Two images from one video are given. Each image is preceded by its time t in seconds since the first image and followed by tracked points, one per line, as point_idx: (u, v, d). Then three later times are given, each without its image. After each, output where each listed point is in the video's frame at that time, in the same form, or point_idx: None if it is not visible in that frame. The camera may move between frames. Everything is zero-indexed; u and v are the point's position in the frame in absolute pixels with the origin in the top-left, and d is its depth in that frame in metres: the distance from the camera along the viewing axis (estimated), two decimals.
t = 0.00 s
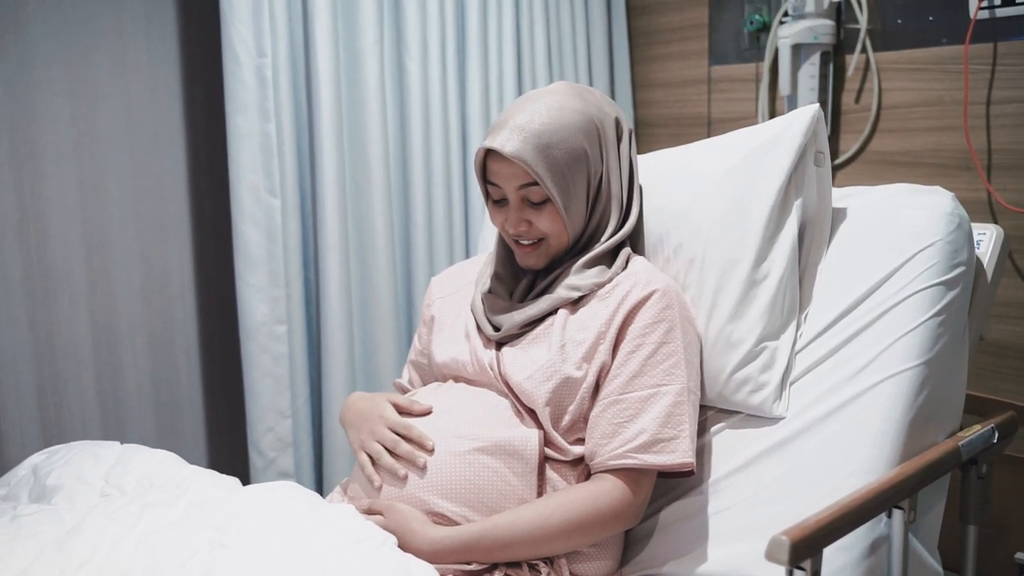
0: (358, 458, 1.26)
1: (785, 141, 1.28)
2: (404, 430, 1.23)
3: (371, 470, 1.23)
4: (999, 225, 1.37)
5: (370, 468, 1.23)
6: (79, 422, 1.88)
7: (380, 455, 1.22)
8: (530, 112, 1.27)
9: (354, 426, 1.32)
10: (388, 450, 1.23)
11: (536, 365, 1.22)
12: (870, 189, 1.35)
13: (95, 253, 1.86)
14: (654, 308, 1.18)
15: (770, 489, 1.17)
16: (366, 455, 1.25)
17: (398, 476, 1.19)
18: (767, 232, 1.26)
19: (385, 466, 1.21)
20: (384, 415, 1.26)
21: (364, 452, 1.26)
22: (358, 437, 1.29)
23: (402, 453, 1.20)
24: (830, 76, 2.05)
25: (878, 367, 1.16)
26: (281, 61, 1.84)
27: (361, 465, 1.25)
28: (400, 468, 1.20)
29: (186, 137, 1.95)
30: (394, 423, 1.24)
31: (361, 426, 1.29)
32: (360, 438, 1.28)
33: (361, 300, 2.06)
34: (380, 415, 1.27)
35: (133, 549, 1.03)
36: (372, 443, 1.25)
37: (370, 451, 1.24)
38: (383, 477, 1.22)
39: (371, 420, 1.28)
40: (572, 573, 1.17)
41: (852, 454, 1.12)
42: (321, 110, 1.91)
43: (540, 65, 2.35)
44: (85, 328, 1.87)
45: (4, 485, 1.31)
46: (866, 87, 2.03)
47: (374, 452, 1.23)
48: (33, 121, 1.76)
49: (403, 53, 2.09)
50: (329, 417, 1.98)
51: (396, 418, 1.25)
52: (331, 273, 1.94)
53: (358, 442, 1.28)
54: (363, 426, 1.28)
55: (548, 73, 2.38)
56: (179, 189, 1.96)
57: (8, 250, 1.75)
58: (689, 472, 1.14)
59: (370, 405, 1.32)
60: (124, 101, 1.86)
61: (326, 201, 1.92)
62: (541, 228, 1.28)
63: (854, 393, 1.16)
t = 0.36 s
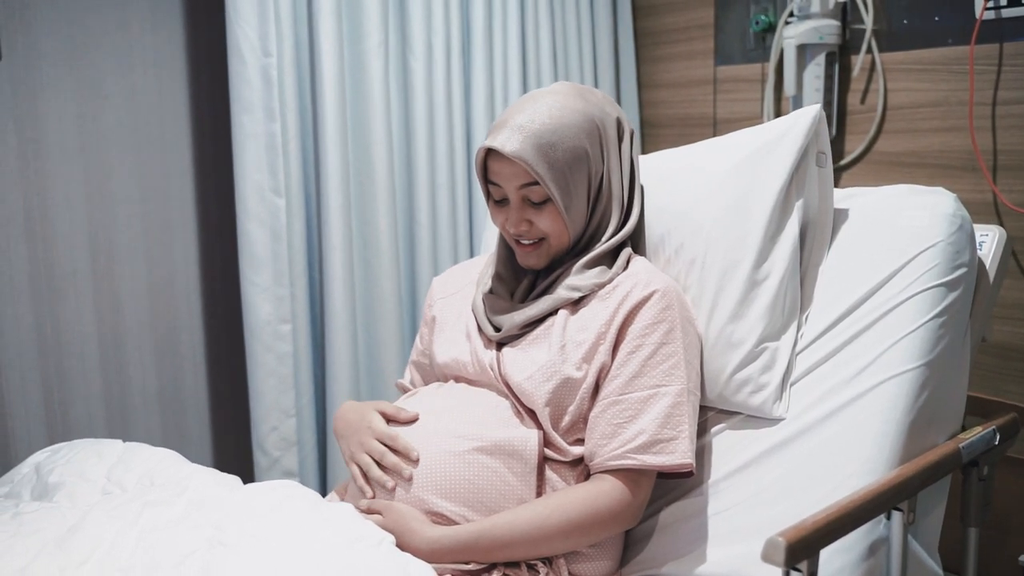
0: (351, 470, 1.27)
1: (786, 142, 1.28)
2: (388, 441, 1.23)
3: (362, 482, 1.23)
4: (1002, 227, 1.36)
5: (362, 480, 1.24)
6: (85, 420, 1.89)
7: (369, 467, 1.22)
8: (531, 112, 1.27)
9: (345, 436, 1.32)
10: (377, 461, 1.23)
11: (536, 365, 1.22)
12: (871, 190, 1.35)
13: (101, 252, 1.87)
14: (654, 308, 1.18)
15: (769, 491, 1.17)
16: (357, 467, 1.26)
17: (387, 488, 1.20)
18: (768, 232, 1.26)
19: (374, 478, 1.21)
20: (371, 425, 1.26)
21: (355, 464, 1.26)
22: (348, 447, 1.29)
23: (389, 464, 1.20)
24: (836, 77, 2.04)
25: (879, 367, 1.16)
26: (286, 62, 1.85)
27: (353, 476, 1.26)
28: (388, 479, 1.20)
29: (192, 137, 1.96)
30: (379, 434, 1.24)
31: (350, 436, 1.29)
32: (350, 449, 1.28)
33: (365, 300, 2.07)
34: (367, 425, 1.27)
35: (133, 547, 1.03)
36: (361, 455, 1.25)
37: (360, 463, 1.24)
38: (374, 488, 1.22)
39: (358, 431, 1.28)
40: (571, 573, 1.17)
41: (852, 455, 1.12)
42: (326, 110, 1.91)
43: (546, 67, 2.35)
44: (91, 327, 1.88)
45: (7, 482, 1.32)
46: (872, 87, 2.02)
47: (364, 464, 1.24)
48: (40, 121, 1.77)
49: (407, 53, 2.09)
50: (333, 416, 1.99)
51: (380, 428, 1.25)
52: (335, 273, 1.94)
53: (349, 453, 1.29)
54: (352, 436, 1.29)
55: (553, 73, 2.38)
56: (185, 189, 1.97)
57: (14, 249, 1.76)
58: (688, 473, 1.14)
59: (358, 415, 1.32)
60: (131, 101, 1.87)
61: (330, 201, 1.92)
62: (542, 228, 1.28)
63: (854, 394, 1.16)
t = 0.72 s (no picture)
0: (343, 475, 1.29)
1: (785, 142, 1.28)
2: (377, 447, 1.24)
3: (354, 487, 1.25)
4: (1001, 228, 1.36)
5: (353, 486, 1.25)
6: (87, 418, 1.89)
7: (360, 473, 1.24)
8: (533, 113, 1.26)
9: (338, 441, 1.33)
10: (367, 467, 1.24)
11: (533, 366, 1.22)
12: (870, 190, 1.35)
13: (103, 252, 1.88)
14: (652, 308, 1.18)
15: (766, 491, 1.17)
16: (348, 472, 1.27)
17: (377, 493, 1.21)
18: (766, 233, 1.26)
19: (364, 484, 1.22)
20: (362, 431, 1.27)
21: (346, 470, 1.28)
22: (341, 453, 1.30)
23: (378, 471, 1.21)
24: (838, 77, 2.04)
25: (878, 368, 1.16)
26: (287, 62, 1.85)
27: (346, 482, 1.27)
28: (377, 485, 1.22)
29: (195, 137, 1.97)
30: (369, 440, 1.25)
31: (343, 442, 1.31)
32: (342, 455, 1.30)
33: (367, 300, 2.07)
34: (358, 431, 1.28)
35: (130, 545, 1.04)
36: (353, 461, 1.26)
37: (351, 469, 1.26)
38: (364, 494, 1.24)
39: (350, 435, 1.29)
40: (568, 573, 1.17)
41: (849, 456, 1.12)
42: (327, 110, 1.91)
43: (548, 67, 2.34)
44: (93, 326, 1.88)
45: (7, 480, 1.33)
46: (874, 88, 2.01)
47: (354, 470, 1.25)
48: (43, 121, 1.77)
49: (409, 53, 2.09)
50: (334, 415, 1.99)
51: (371, 434, 1.26)
52: (336, 273, 1.94)
53: (341, 459, 1.30)
54: (344, 442, 1.30)
55: (555, 73, 2.38)
56: (187, 189, 1.97)
57: (18, 248, 1.77)
58: (685, 473, 1.14)
59: (351, 420, 1.33)
60: (133, 100, 1.88)
61: (332, 201, 1.93)
62: (548, 228, 1.28)
63: (852, 395, 1.16)
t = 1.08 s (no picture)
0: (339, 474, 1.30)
1: (784, 142, 1.28)
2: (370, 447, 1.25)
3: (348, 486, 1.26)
4: (1001, 228, 1.36)
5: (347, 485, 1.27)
6: (91, 416, 1.90)
7: (353, 473, 1.25)
8: (536, 114, 1.26)
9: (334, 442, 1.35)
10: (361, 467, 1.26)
11: (532, 365, 1.22)
12: (868, 191, 1.35)
13: (107, 251, 1.89)
14: (650, 308, 1.18)
15: (764, 491, 1.17)
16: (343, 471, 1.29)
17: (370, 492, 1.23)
18: (765, 233, 1.26)
19: (358, 483, 1.24)
20: (356, 432, 1.29)
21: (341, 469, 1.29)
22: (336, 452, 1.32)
23: (370, 471, 1.23)
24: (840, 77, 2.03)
25: (876, 368, 1.16)
26: (289, 61, 1.85)
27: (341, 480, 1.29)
28: (370, 484, 1.23)
29: (198, 136, 1.97)
30: (363, 440, 1.26)
31: (338, 441, 1.32)
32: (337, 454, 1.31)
33: (369, 298, 2.07)
34: (353, 432, 1.29)
35: (129, 542, 1.04)
36: (347, 461, 1.28)
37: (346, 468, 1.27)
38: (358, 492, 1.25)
39: (345, 436, 1.30)
40: (567, 572, 1.17)
41: (847, 456, 1.12)
42: (329, 109, 1.91)
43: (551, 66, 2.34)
44: (97, 324, 1.89)
45: (9, 477, 1.33)
46: (877, 88, 2.00)
47: (349, 470, 1.26)
48: (47, 120, 1.78)
49: (412, 52, 2.10)
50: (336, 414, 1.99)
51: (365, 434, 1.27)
52: (338, 271, 1.94)
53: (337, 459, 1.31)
54: (340, 442, 1.31)
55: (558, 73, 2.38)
56: (191, 187, 1.98)
57: (21, 246, 1.78)
58: (683, 472, 1.14)
59: (346, 420, 1.34)
60: (137, 99, 1.88)
61: (334, 200, 1.93)
62: (556, 229, 1.27)
63: (850, 395, 1.16)
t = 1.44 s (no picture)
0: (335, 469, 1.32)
1: (783, 142, 1.28)
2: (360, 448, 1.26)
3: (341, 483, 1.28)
4: (1002, 228, 1.35)
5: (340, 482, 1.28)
6: (94, 413, 1.91)
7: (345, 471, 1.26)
8: (538, 113, 1.26)
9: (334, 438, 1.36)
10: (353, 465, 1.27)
11: (530, 365, 1.22)
12: (868, 191, 1.34)
13: (110, 249, 1.89)
14: (648, 308, 1.18)
15: (761, 491, 1.17)
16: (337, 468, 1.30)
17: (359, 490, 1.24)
18: (764, 233, 1.26)
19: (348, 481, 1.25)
20: (351, 431, 1.30)
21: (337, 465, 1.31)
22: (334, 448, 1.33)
23: (359, 470, 1.24)
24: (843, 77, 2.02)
25: (875, 368, 1.16)
26: (291, 60, 1.86)
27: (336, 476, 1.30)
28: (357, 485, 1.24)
29: (201, 134, 1.98)
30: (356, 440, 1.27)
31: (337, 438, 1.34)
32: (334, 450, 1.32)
33: (371, 297, 2.08)
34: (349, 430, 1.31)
35: (127, 540, 1.05)
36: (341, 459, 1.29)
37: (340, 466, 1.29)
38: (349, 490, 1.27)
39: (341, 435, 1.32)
40: (564, 571, 1.17)
41: (844, 457, 1.12)
42: (330, 107, 1.91)
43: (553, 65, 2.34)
44: (99, 322, 1.90)
45: (10, 474, 1.34)
46: (880, 88, 1.99)
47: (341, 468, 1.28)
48: (50, 118, 1.79)
49: (414, 51, 2.10)
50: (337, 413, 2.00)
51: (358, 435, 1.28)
52: (339, 269, 1.95)
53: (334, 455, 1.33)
54: (337, 439, 1.33)
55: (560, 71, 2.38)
56: (193, 186, 1.98)
57: (25, 245, 1.79)
58: (680, 472, 1.14)
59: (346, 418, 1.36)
60: (140, 97, 1.89)
61: (335, 198, 1.93)
62: (556, 229, 1.27)
63: (849, 395, 1.16)
